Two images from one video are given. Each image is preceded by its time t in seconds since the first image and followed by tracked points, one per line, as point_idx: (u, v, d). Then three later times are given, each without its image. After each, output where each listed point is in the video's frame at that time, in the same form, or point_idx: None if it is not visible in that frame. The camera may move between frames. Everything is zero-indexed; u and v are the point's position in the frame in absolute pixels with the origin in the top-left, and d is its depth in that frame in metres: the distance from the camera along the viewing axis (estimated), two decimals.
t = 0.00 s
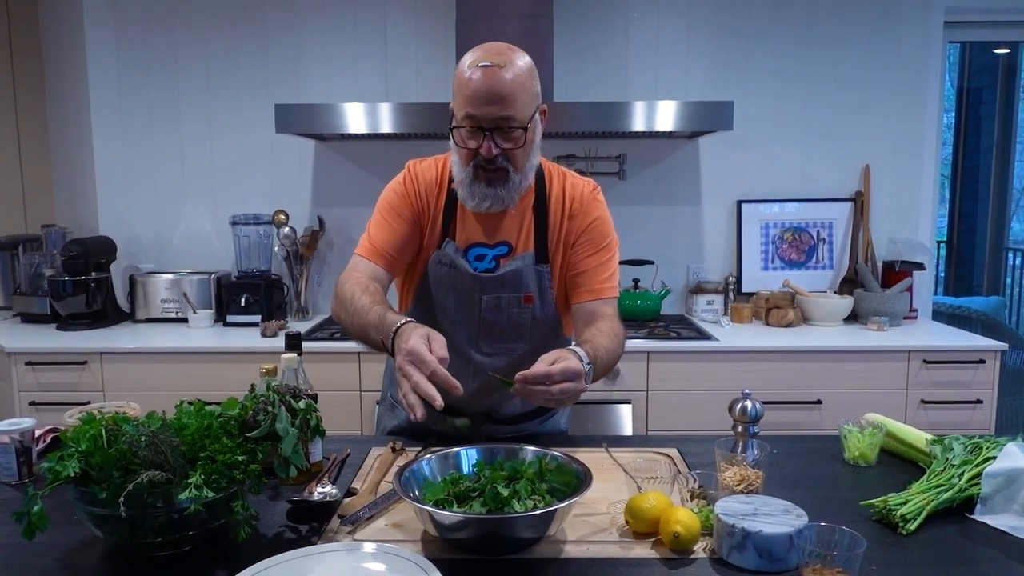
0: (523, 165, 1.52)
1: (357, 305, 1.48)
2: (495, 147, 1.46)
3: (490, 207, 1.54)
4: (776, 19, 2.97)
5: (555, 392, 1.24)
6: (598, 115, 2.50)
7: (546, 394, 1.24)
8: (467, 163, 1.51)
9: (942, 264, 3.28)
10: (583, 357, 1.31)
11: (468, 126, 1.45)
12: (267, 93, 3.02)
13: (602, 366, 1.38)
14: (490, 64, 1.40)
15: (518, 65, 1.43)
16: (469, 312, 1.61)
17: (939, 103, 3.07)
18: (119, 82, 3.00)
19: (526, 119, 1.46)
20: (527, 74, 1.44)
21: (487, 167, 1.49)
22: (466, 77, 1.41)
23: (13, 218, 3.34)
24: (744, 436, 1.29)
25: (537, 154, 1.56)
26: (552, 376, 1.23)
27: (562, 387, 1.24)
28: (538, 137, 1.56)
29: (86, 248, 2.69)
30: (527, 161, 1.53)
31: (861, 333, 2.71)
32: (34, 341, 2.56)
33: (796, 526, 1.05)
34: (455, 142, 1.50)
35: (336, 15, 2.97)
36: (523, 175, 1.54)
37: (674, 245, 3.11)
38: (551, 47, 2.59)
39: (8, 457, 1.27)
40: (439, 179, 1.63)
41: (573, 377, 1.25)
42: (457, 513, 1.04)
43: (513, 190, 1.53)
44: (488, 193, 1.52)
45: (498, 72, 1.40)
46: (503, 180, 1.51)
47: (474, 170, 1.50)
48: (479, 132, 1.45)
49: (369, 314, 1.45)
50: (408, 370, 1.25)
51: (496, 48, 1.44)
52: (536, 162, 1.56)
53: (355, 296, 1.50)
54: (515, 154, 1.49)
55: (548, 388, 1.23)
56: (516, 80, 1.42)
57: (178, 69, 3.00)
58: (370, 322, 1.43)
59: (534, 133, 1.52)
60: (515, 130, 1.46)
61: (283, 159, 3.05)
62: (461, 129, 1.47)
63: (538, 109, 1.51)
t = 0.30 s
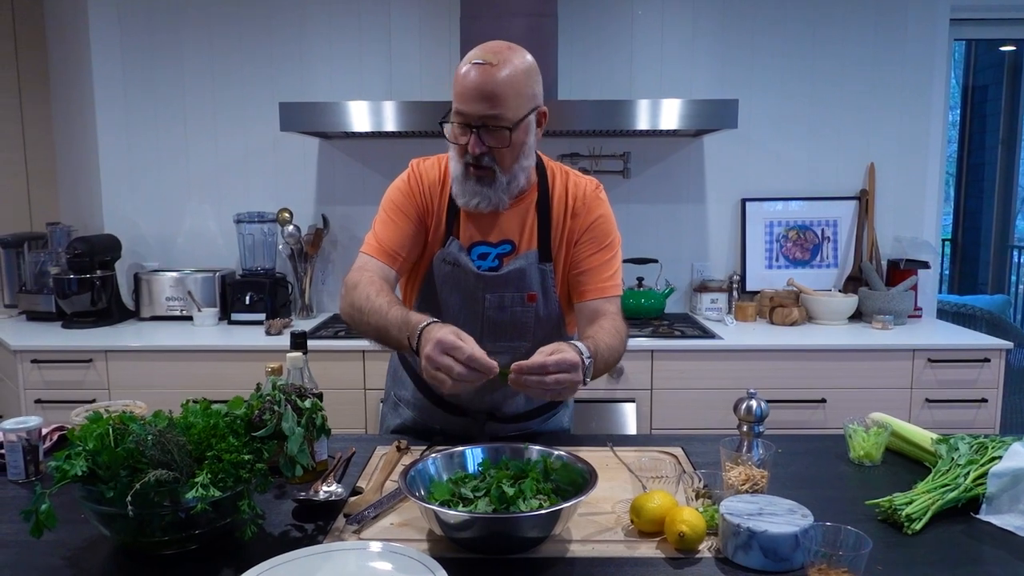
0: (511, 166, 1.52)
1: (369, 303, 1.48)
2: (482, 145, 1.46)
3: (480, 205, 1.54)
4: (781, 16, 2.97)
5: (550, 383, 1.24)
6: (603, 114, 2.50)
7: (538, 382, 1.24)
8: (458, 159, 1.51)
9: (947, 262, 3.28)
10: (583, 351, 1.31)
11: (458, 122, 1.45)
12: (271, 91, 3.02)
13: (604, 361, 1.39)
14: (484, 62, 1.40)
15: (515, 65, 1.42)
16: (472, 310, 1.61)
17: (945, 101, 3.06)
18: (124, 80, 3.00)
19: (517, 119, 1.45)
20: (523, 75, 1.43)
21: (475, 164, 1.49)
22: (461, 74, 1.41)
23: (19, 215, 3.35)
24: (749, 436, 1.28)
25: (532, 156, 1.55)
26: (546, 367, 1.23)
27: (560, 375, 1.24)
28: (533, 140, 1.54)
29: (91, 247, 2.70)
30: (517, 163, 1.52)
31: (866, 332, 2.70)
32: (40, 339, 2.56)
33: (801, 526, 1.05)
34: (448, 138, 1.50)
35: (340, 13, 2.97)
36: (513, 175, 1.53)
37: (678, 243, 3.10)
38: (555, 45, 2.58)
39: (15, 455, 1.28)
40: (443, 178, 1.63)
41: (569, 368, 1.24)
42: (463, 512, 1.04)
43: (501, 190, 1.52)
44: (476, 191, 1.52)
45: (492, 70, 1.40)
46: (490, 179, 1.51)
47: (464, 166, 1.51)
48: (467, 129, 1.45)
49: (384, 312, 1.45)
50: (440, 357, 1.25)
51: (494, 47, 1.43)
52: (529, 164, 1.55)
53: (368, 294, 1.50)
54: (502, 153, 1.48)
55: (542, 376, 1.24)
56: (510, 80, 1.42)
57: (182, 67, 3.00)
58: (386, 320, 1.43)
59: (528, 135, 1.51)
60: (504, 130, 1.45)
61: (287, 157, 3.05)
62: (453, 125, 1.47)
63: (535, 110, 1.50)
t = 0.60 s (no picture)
0: (499, 167, 1.50)
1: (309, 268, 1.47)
2: (469, 145, 1.45)
3: (468, 205, 1.54)
4: (783, 15, 2.96)
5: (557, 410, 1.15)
6: (605, 114, 2.50)
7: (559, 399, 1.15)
8: (449, 159, 1.52)
9: (950, 262, 3.27)
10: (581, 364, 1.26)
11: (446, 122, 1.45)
12: (273, 91, 3.02)
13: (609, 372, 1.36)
14: (473, 62, 1.39)
15: (505, 65, 1.41)
16: (469, 312, 1.60)
17: (948, 100, 3.05)
18: (127, 81, 3.00)
19: (502, 121, 1.43)
20: (512, 75, 1.42)
21: (463, 164, 1.49)
22: (451, 73, 1.42)
23: (23, 217, 3.36)
24: (753, 436, 1.28)
25: (523, 159, 1.52)
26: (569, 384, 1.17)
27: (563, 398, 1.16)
28: (525, 143, 1.52)
29: (95, 248, 2.70)
30: (506, 165, 1.50)
31: (869, 332, 2.70)
32: (43, 340, 2.57)
33: (805, 526, 1.05)
34: (440, 137, 1.51)
35: (343, 13, 2.97)
36: (503, 177, 1.51)
37: (680, 243, 3.10)
38: (556, 46, 2.59)
39: (19, 456, 1.28)
40: (437, 177, 1.63)
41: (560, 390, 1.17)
42: (466, 512, 1.04)
43: (489, 191, 1.51)
44: (465, 190, 1.52)
45: (480, 71, 1.39)
46: (477, 179, 1.50)
47: (454, 165, 1.51)
48: (455, 129, 1.45)
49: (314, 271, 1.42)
50: (320, 292, 1.28)
51: (488, 46, 1.42)
52: (520, 166, 1.52)
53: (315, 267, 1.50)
54: (489, 154, 1.47)
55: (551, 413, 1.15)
56: (497, 80, 1.41)
57: (185, 68, 3.01)
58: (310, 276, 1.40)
59: (518, 138, 1.49)
60: (489, 132, 1.44)
61: (289, 158, 3.06)
62: (443, 125, 1.48)
63: (527, 112, 1.48)
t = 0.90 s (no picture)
0: (494, 172, 1.49)
1: (276, 272, 1.48)
2: (463, 149, 1.45)
3: (458, 209, 1.53)
4: (784, 16, 2.96)
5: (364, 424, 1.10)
6: (606, 114, 2.50)
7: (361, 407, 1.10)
8: (442, 161, 1.51)
9: (951, 263, 3.27)
10: (434, 376, 1.19)
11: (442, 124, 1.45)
12: (275, 92, 3.03)
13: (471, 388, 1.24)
14: (472, 65, 1.39)
15: (504, 70, 1.41)
16: (451, 315, 1.60)
17: (949, 101, 3.05)
18: (130, 82, 3.01)
19: (499, 126, 1.43)
20: (510, 80, 1.42)
21: (456, 167, 1.48)
22: (448, 74, 1.41)
23: (26, 217, 3.36)
24: (754, 437, 1.27)
25: (517, 165, 1.52)
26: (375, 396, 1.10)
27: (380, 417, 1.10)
28: (519, 147, 1.52)
29: (97, 247, 2.71)
30: (500, 170, 1.50)
31: (871, 333, 2.70)
32: (46, 339, 2.57)
33: (806, 527, 1.05)
34: (435, 139, 1.50)
35: (345, 14, 2.98)
36: (496, 182, 1.51)
37: (682, 244, 3.10)
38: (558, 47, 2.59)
39: (23, 455, 1.29)
40: (429, 177, 1.65)
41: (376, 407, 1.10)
42: (467, 512, 1.04)
43: (481, 196, 1.51)
44: (456, 193, 1.51)
45: (479, 74, 1.39)
46: (470, 183, 1.50)
47: (447, 167, 1.51)
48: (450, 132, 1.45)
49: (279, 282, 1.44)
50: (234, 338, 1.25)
51: (486, 49, 1.42)
52: (513, 172, 1.52)
53: (286, 263, 1.51)
54: (483, 159, 1.47)
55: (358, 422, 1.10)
56: (495, 84, 1.40)
57: (187, 69, 3.01)
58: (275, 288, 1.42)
59: (512, 143, 1.49)
60: (485, 137, 1.43)
61: (291, 158, 3.06)
62: (438, 127, 1.47)
63: (522, 117, 1.48)
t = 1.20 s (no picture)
0: (482, 185, 1.48)
1: (266, 273, 1.48)
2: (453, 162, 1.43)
3: (444, 219, 1.51)
4: (783, 17, 2.97)
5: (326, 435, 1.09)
6: (606, 115, 2.50)
7: (331, 421, 1.09)
8: (429, 171, 1.48)
9: (951, 264, 3.27)
10: (394, 391, 1.20)
11: (431, 135, 1.42)
12: (275, 93, 3.03)
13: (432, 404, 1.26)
14: (463, 76, 1.36)
15: (495, 82, 1.39)
16: (431, 323, 1.60)
17: (948, 102, 3.06)
18: (129, 83, 3.01)
19: (491, 140, 1.41)
20: (501, 92, 1.40)
21: (444, 179, 1.46)
22: (438, 84, 1.38)
23: (25, 218, 3.36)
24: (752, 437, 1.28)
25: (504, 176, 1.51)
26: (348, 412, 1.10)
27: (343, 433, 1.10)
28: (507, 158, 1.51)
29: (97, 248, 2.72)
30: (488, 182, 1.48)
31: (870, 333, 2.70)
32: (46, 341, 2.57)
33: (804, 527, 1.05)
34: (422, 149, 1.47)
35: (345, 15, 2.98)
36: (483, 195, 1.49)
37: (681, 245, 3.10)
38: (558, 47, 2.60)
39: (20, 456, 1.29)
40: (415, 180, 1.64)
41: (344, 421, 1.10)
42: (465, 513, 1.04)
43: (468, 208, 1.49)
44: (443, 205, 1.49)
45: (470, 86, 1.36)
46: (458, 196, 1.48)
47: (434, 178, 1.48)
48: (439, 144, 1.42)
49: (269, 282, 1.44)
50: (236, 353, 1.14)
51: (476, 58, 1.39)
52: (501, 184, 1.51)
53: (276, 265, 1.51)
54: (473, 172, 1.45)
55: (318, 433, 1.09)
56: (487, 97, 1.38)
57: (186, 70, 3.01)
58: (265, 287, 1.42)
59: (501, 156, 1.47)
60: (476, 151, 1.41)
61: (290, 159, 3.06)
62: (426, 137, 1.44)
63: (511, 128, 1.46)
